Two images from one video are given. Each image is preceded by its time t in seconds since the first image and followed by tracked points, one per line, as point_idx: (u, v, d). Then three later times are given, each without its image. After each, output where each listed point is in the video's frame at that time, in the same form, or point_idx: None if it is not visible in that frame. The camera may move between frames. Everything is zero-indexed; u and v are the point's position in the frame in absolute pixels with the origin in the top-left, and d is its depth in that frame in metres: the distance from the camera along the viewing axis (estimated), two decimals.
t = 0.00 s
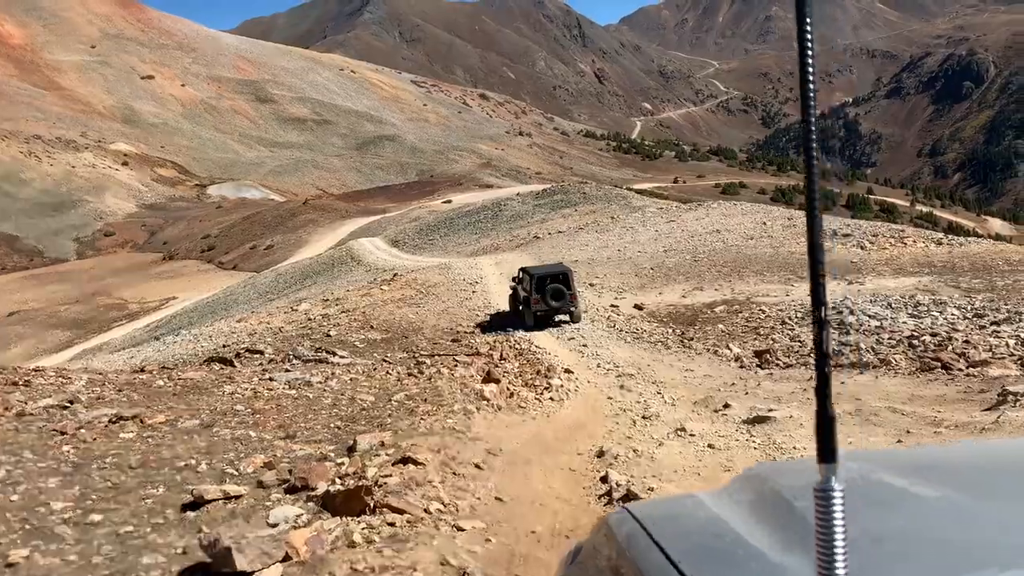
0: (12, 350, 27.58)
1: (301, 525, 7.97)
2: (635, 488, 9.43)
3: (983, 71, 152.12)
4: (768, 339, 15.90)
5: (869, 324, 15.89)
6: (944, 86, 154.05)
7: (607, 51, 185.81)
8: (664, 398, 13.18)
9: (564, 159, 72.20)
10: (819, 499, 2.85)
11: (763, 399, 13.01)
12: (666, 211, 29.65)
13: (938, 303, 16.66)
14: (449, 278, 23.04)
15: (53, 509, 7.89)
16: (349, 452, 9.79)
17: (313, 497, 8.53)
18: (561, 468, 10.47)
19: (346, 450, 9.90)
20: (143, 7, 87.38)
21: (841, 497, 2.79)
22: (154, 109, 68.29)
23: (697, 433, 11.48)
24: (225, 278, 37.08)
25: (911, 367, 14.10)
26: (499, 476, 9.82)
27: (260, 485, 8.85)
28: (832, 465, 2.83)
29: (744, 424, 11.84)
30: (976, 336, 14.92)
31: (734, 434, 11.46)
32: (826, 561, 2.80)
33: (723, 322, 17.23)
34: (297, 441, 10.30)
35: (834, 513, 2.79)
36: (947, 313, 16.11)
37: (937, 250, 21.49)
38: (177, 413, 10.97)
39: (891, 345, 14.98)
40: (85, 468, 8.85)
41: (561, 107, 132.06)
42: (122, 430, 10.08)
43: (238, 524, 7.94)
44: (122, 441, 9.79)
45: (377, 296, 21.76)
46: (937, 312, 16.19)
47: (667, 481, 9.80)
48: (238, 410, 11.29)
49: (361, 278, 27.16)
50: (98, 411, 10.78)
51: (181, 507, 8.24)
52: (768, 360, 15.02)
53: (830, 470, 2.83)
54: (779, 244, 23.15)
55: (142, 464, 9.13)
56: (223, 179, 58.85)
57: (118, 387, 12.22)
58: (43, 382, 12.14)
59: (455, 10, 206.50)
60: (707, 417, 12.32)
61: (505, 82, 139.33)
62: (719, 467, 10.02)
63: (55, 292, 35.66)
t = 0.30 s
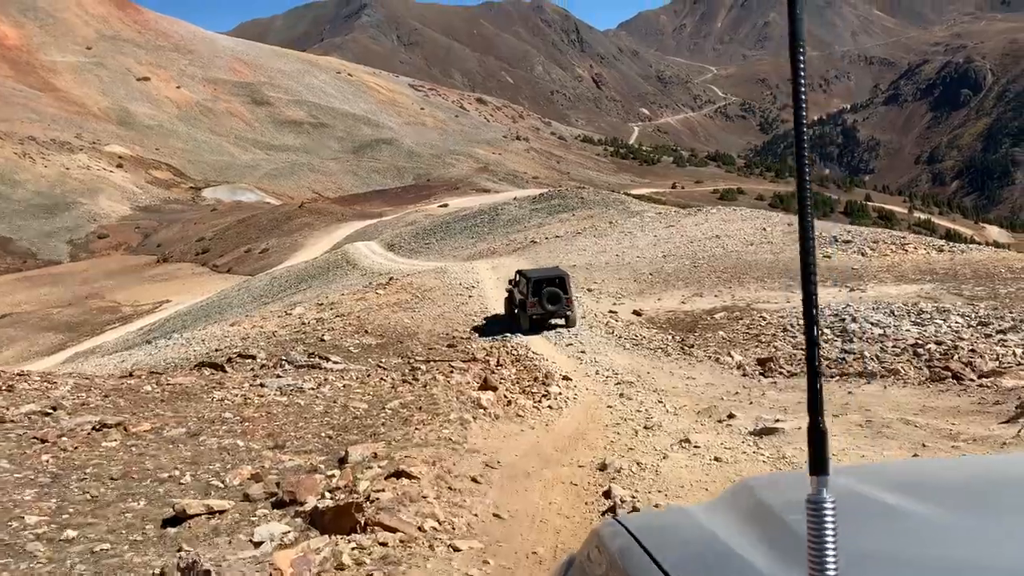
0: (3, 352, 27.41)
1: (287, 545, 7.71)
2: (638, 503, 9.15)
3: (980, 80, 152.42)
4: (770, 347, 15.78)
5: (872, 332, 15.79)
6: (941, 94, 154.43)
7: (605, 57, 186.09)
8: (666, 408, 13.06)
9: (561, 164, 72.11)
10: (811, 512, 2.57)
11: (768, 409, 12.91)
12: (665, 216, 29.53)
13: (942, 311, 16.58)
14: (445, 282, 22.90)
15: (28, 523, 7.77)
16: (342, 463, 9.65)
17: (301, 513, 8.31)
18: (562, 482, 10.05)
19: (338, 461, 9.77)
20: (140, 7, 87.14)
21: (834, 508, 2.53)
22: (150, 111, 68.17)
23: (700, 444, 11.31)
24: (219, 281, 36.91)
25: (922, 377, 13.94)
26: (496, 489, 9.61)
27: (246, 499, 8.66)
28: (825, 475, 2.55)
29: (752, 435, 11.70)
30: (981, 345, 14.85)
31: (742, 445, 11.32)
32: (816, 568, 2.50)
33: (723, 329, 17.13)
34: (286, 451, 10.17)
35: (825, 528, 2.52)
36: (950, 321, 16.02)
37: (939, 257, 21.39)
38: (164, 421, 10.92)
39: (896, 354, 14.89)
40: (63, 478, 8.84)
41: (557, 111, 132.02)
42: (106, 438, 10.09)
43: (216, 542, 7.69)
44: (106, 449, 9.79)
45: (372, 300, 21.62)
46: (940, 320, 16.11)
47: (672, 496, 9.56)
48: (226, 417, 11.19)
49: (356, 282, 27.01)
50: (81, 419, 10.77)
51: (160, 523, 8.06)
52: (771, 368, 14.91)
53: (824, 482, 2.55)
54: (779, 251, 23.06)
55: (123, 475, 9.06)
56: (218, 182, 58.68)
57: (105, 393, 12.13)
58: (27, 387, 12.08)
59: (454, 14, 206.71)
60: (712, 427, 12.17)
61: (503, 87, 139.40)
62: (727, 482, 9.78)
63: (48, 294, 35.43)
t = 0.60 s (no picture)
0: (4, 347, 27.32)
1: (276, 553, 7.50)
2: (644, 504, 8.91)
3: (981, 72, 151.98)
4: (775, 342, 15.70)
5: (879, 326, 15.70)
6: (941, 87, 153.97)
7: (605, 50, 185.62)
8: (672, 404, 12.93)
9: (561, 157, 71.93)
10: (850, 465, 2.42)
11: (776, 406, 12.77)
12: (667, 209, 29.39)
13: (948, 304, 16.47)
14: (445, 276, 22.79)
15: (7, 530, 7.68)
16: (337, 463, 9.53)
17: (292, 518, 8.11)
18: (567, 484, 9.83)
19: (334, 461, 9.64)
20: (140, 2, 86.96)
21: (875, 463, 2.38)
22: (150, 105, 68.00)
23: (708, 443, 11.15)
24: (219, 275, 36.78)
25: (935, 372, 13.77)
26: (496, 492, 9.40)
27: (236, 503, 8.51)
28: (865, 427, 2.43)
29: (764, 433, 11.51)
30: (991, 338, 14.74)
31: (752, 443, 11.14)
32: (856, 543, 2.30)
33: (726, 323, 17.04)
34: (279, 450, 10.07)
35: (865, 493, 2.35)
36: (957, 315, 15.93)
37: (944, 249, 21.25)
38: (155, 419, 10.86)
39: (904, 347, 14.77)
40: (48, 482, 8.77)
41: (557, 105, 131.69)
42: (94, 437, 10.06)
43: (200, 553, 7.47)
44: (93, 449, 9.74)
45: (372, 294, 21.52)
46: (946, 314, 16.01)
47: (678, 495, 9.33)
48: (219, 414, 11.11)
49: (356, 276, 26.88)
50: (71, 417, 10.72)
51: (144, 529, 7.92)
52: (777, 363, 14.80)
53: (866, 432, 2.43)
54: (782, 243, 22.96)
55: (109, 478, 8.98)
56: (219, 175, 58.48)
57: (98, 390, 12.07)
58: (19, 385, 12.05)
59: (453, 8, 206.20)
60: (719, 425, 12.01)
61: (503, 80, 139.05)
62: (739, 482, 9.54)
63: (49, 288, 35.29)
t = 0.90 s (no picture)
0: (22, 352, 27.45)
1: (276, 573, 7.44)
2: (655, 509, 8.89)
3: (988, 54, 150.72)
4: (788, 331, 15.63)
5: (893, 313, 15.60)
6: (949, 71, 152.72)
7: (609, 43, 185.17)
8: (685, 399, 12.89)
9: (567, 151, 71.74)
10: (821, 493, 2.63)
11: (793, 398, 12.68)
12: (675, 201, 29.26)
13: (962, 289, 16.31)
14: (453, 274, 22.76)
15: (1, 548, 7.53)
16: (343, 471, 9.48)
17: (294, 534, 8.03)
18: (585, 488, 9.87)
19: (340, 468, 9.65)
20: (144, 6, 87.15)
21: (842, 491, 2.58)
22: (157, 110, 68.28)
23: (724, 440, 11.13)
24: (231, 276, 36.83)
25: (956, 361, 13.61)
26: (505, 499, 9.37)
27: (239, 515, 8.44)
28: (832, 456, 2.62)
29: (783, 427, 11.47)
30: (1008, 323, 14.58)
31: (770, 439, 11.07)
32: (823, 560, 2.57)
33: (738, 313, 16.97)
34: (284, 458, 10.00)
35: (833, 515, 2.57)
36: (971, 300, 15.79)
37: (955, 234, 21.06)
38: (158, 427, 10.86)
39: (922, 334, 14.67)
40: (42, 497, 8.61)
41: (562, 98, 131.45)
42: (94, 448, 10.05)
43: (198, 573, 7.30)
44: (93, 460, 9.71)
45: (382, 292, 21.52)
46: (960, 299, 15.87)
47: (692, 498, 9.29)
48: (224, 421, 11.11)
49: (365, 275, 26.88)
50: (73, 425, 10.69)
51: (143, 545, 7.76)
52: (792, 354, 14.71)
53: (832, 461, 2.61)
54: (792, 232, 22.85)
55: (108, 490, 8.88)
56: (228, 177, 58.54)
57: (102, 396, 12.06)
58: (19, 393, 12.02)
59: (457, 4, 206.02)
60: (735, 420, 11.96)
61: (507, 75, 138.77)
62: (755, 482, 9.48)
63: (63, 294, 35.34)
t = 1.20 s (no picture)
0: (64, 385, 28.04)
1: None
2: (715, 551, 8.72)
3: None
4: (849, 351, 15.29)
5: (960, 332, 15.09)
6: (997, 78, 148.75)
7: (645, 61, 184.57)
8: (741, 426, 12.56)
9: (606, 172, 71.37)
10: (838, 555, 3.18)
11: (857, 426, 12.38)
12: (717, 218, 28.80)
13: None
14: (492, 298, 22.64)
15: None
16: (380, 510, 9.30)
17: None
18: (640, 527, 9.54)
19: (377, 508, 9.42)
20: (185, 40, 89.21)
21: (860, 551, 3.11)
22: (196, 143, 69.83)
23: (789, 472, 10.73)
24: (270, 305, 37.30)
25: None
26: (555, 543, 8.99)
27: (270, 561, 8.24)
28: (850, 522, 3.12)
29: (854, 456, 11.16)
30: None
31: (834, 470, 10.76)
32: None
33: (791, 334, 16.52)
34: (318, 497, 9.89)
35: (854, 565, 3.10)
36: None
37: (1016, 246, 20.28)
38: (190, 465, 10.84)
39: (993, 355, 14.23)
40: (72, 541, 8.60)
41: (598, 117, 131.21)
42: (127, 486, 10.11)
43: None
44: (123, 500, 9.72)
45: (420, 318, 21.50)
46: None
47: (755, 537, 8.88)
48: (257, 457, 11.05)
49: (404, 301, 26.88)
50: (105, 465, 10.76)
51: None
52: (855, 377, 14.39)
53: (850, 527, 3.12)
54: (841, 248, 22.29)
55: (137, 534, 8.81)
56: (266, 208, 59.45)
57: (139, 432, 12.19)
58: (55, 431, 12.18)
59: (492, 27, 207.43)
60: (796, 448, 11.62)
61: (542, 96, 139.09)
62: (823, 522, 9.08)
63: (106, 325, 36.08)
